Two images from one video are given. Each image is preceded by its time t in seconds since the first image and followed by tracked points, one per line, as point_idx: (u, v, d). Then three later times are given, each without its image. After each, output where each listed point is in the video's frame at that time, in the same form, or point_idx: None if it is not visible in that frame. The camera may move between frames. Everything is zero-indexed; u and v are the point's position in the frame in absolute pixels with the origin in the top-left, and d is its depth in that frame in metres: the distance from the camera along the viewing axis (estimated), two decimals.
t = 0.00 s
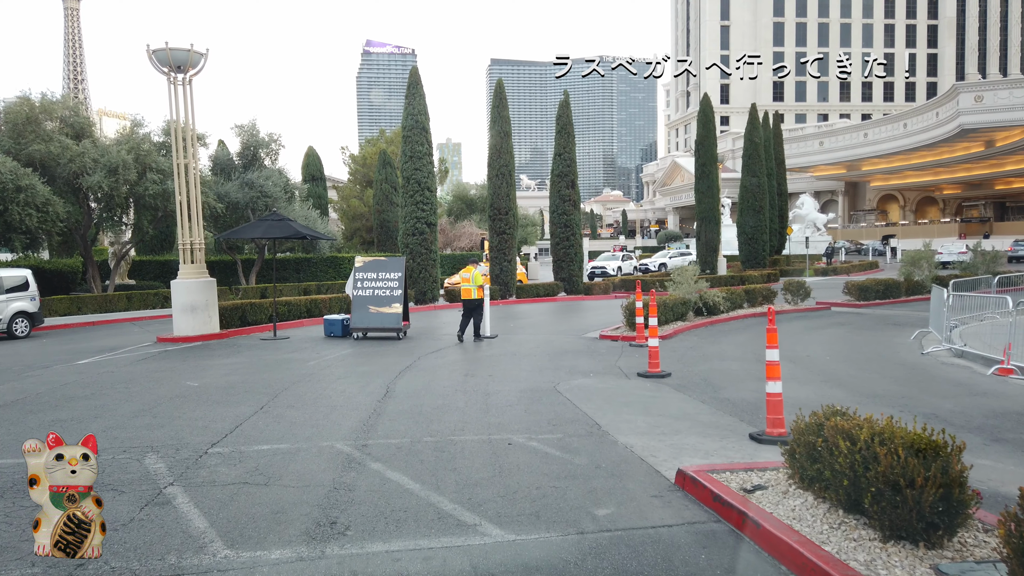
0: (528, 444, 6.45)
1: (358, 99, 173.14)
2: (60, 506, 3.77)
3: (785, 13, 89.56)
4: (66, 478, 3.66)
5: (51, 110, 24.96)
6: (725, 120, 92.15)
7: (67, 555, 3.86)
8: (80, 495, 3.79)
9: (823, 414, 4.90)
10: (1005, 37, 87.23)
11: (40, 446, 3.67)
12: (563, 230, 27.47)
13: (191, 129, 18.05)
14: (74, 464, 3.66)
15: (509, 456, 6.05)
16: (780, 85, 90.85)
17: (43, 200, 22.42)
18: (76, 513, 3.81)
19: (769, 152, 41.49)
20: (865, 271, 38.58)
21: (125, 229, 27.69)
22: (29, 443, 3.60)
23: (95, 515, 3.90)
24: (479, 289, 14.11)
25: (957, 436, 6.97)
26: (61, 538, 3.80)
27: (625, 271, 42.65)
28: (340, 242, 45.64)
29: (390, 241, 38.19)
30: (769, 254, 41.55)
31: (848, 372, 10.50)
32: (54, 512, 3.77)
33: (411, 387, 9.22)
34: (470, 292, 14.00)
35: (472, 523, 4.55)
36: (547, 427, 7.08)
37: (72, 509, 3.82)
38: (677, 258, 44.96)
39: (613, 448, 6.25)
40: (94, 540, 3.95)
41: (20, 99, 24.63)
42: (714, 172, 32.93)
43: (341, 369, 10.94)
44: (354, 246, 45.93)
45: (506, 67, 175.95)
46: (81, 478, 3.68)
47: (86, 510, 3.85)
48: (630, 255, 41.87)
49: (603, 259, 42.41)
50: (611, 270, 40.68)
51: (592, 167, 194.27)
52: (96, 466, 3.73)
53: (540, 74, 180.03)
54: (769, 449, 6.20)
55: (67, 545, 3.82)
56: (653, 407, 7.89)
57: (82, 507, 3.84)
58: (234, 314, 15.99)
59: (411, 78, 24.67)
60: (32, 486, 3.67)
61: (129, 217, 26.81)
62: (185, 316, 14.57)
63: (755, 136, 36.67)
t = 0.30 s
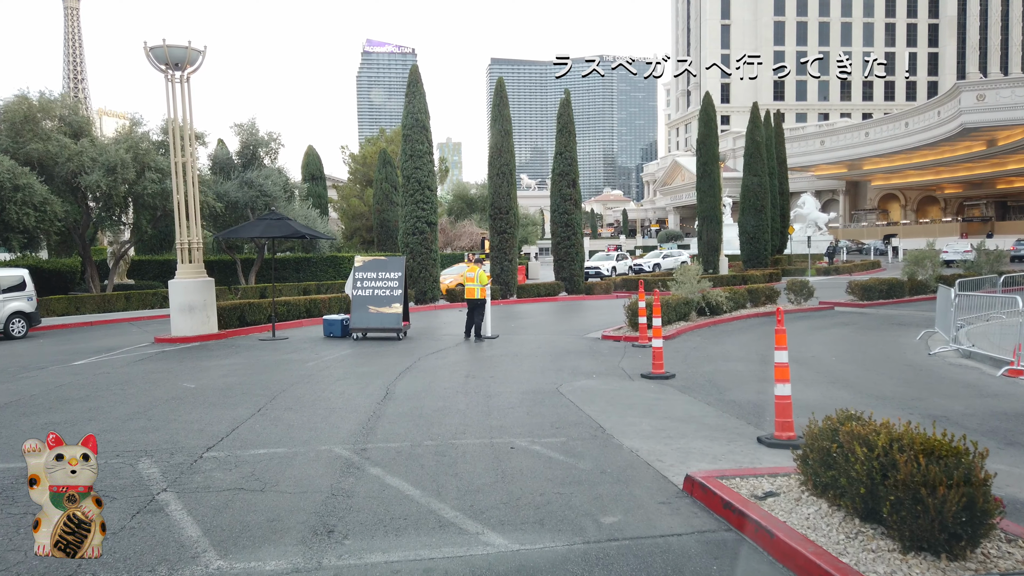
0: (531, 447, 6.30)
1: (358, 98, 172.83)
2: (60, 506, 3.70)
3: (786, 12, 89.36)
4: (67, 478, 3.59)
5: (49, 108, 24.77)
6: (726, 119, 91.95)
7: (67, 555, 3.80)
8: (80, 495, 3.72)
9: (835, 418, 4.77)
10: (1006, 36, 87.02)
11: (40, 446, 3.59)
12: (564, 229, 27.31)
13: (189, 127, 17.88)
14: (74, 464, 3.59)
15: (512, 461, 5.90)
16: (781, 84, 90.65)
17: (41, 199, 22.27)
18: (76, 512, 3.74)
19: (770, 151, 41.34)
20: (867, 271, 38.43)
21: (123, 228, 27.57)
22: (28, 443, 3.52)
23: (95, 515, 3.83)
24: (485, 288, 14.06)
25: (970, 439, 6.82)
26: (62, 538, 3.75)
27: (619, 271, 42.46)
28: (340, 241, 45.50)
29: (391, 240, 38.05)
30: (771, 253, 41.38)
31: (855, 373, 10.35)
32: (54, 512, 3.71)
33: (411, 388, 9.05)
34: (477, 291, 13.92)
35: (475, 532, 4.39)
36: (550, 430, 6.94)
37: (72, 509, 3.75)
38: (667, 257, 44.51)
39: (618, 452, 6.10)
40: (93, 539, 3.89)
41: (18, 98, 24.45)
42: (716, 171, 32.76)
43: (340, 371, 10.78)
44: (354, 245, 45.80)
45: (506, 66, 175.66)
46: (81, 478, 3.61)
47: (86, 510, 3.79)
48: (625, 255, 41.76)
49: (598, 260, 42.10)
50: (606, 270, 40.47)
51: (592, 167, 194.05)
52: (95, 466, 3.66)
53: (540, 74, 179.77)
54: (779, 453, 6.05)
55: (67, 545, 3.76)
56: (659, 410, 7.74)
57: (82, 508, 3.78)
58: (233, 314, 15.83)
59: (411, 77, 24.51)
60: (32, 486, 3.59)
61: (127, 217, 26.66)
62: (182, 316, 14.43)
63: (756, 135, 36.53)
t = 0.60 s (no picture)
0: (535, 452, 6.13)
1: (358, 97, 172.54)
2: (60, 506, 3.66)
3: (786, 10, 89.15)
4: (67, 477, 3.55)
5: (47, 107, 24.57)
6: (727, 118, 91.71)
7: (67, 555, 3.74)
8: (80, 495, 3.69)
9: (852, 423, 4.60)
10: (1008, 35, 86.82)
11: (39, 446, 3.57)
12: (565, 228, 27.13)
13: (187, 126, 17.70)
14: (75, 464, 3.56)
15: (516, 466, 5.74)
16: (782, 83, 90.46)
17: (39, 198, 22.10)
18: (76, 512, 3.70)
19: (772, 150, 41.18)
20: (869, 270, 38.30)
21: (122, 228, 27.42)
22: (28, 443, 3.50)
23: (95, 515, 3.79)
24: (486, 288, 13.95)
25: (985, 442, 6.65)
26: (61, 538, 3.70)
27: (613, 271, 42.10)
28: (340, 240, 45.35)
29: (391, 240, 37.89)
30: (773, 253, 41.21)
31: (862, 374, 10.18)
32: (54, 512, 3.67)
33: (412, 390, 8.88)
34: (477, 291, 13.76)
35: (478, 543, 4.22)
36: (554, 433, 6.77)
37: (72, 509, 3.71)
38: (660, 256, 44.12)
39: (625, 457, 5.94)
40: (93, 540, 3.84)
41: (15, 97, 24.23)
42: (718, 170, 32.56)
43: (339, 372, 10.61)
44: (354, 244, 45.67)
45: (506, 65, 175.40)
46: (82, 478, 3.58)
47: (86, 510, 3.75)
48: (618, 254, 41.51)
49: (592, 260, 41.60)
50: (601, 270, 40.19)
51: (592, 166, 193.82)
52: (96, 466, 3.63)
53: (540, 73, 179.45)
54: (790, 458, 5.88)
55: (67, 545, 3.71)
56: (665, 412, 7.57)
57: (82, 507, 3.74)
58: (231, 315, 15.65)
59: (412, 75, 24.34)
60: (31, 486, 3.56)
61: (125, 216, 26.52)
62: (180, 317, 14.26)
63: (758, 134, 36.37)
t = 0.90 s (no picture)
0: (539, 457, 5.96)
1: (358, 96, 172.27)
2: (60, 506, 3.65)
3: (787, 9, 88.95)
4: (67, 477, 3.54)
5: (46, 106, 24.41)
6: (727, 117, 91.50)
7: (67, 556, 3.70)
8: (80, 495, 3.67)
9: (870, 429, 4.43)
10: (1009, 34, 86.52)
11: (39, 447, 3.56)
12: (567, 228, 26.95)
13: (184, 124, 17.51)
14: (74, 464, 3.55)
15: (519, 472, 5.56)
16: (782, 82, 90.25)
17: (36, 197, 21.93)
18: (76, 513, 3.68)
19: (774, 149, 40.99)
20: (871, 270, 38.14)
21: (120, 227, 27.25)
22: (28, 443, 3.50)
23: (95, 515, 3.76)
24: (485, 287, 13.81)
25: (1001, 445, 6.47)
26: (61, 538, 3.67)
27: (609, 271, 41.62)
28: (340, 240, 45.22)
29: (391, 239, 37.71)
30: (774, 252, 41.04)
31: (871, 376, 10.00)
32: (54, 512, 3.65)
33: (412, 392, 8.70)
34: (476, 289, 13.60)
35: (482, 555, 4.06)
36: (558, 437, 6.59)
37: (72, 509, 3.69)
38: (653, 256, 43.85)
39: (632, 463, 5.76)
40: (94, 540, 3.80)
41: (12, 95, 24.05)
42: (720, 169, 32.35)
43: (339, 373, 10.43)
44: (355, 244, 45.54)
45: (506, 65, 175.11)
46: (82, 478, 3.56)
47: (86, 510, 3.73)
48: (614, 254, 41.26)
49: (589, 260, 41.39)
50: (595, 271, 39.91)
51: (593, 165, 193.51)
52: (96, 466, 3.62)
53: (540, 73, 179.18)
54: (802, 464, 5.70)
55: (67, 545, 3.68)
56: (672, 416, 7.39)
57: (82, 508, 3.72)
58: (229, 315, 15.46)
59: (412, 73, 24.15)
60: (32, 486, 3.56)
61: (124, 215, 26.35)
62: (178, 317, 14.08)
63: (760, 133, 36.21)
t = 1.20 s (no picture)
0: (544, 462, 5.78)
1: (358, 96, 172.02)
2: (60, 506, 3.73)
3: (788, 8, 88.76)
4: (66, 478, 3.62)
5: (43, 104, 24.24)
6: (728, 117, 91.27)
7: (67, 555, 3.83)
8: (80, 495, 3.75)
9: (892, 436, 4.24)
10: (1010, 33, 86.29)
11: (39, 447, 3.62)
12: (568, 227, 26.76)
13: (182, 122, 17.32)
14: (74, 464, 3.62)
15: (523, 479, 5.39)
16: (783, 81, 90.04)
17: (32, 197, 21.74)
18: (76, 513, 3.76)
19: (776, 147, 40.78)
20: (873, 269, 37.96)
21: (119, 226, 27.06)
22: (28, 443, 3.57)
23: (95, 515, 3.86)
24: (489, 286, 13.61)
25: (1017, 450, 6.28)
26: (61, 538, 3.78)
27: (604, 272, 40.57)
28: (340, 239, 45.02)
29: (391, 239, 37.48)
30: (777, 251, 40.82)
31: (879, 377, 9.81)
32: (54, 512, 3.74)
33: (413, 395, 8.52)
34: (477, 288, 13.42)
35: (485, 569, 3.87)
36: (563, 442, 6.41)
37: (71, 509, 3.77)
38: (647, 254, 43.02)
39: (640, 469, 5.57)
40: (93, 540, 3.91)
41: (9, 94, 23.85)
42: (723, 167, 32.13)
43: (338, 375, 10.26)
44: (354, 243, 45.34)
45: (507, 64, 174.86)
46: (81, 479, 3.64)
47: (86, 510, 3.82)
48: (608, 254, 40.52)
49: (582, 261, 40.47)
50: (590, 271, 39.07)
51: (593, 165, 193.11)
52: (95, 467, 3.68)
53: (540, 72, 178.93)
54: (815, 470, 5.52)
55: (67, 545, 3.79)
56: (679, 419, 7.20)
57: (82, 508, 3.80)
58: (227, 315, 15.26)
59: (412, 70, 23.93)
60: (32, 486, 3.63)
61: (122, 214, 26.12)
62: (175, 317, 13.88)
63: (763, 131, 35.98)
